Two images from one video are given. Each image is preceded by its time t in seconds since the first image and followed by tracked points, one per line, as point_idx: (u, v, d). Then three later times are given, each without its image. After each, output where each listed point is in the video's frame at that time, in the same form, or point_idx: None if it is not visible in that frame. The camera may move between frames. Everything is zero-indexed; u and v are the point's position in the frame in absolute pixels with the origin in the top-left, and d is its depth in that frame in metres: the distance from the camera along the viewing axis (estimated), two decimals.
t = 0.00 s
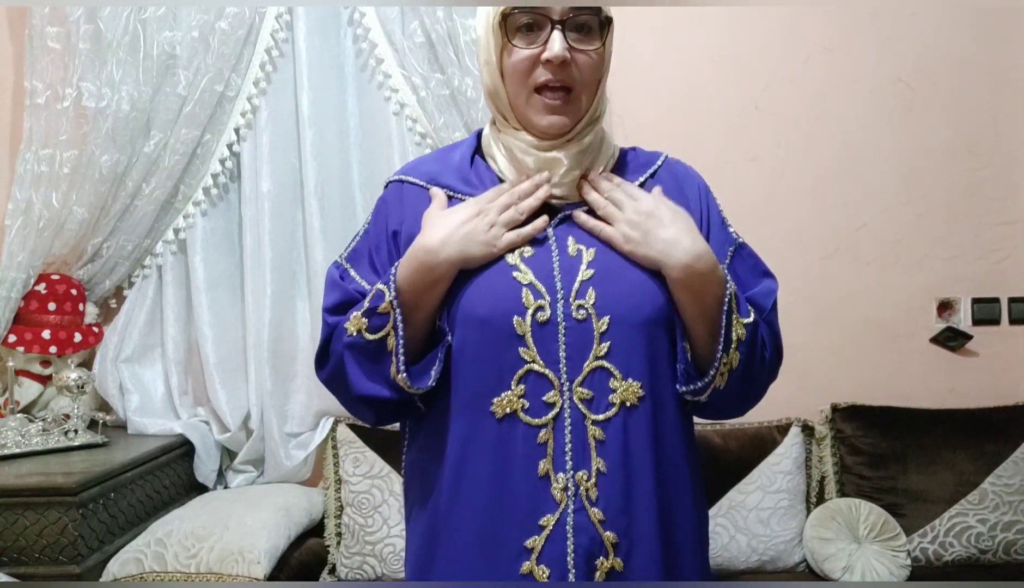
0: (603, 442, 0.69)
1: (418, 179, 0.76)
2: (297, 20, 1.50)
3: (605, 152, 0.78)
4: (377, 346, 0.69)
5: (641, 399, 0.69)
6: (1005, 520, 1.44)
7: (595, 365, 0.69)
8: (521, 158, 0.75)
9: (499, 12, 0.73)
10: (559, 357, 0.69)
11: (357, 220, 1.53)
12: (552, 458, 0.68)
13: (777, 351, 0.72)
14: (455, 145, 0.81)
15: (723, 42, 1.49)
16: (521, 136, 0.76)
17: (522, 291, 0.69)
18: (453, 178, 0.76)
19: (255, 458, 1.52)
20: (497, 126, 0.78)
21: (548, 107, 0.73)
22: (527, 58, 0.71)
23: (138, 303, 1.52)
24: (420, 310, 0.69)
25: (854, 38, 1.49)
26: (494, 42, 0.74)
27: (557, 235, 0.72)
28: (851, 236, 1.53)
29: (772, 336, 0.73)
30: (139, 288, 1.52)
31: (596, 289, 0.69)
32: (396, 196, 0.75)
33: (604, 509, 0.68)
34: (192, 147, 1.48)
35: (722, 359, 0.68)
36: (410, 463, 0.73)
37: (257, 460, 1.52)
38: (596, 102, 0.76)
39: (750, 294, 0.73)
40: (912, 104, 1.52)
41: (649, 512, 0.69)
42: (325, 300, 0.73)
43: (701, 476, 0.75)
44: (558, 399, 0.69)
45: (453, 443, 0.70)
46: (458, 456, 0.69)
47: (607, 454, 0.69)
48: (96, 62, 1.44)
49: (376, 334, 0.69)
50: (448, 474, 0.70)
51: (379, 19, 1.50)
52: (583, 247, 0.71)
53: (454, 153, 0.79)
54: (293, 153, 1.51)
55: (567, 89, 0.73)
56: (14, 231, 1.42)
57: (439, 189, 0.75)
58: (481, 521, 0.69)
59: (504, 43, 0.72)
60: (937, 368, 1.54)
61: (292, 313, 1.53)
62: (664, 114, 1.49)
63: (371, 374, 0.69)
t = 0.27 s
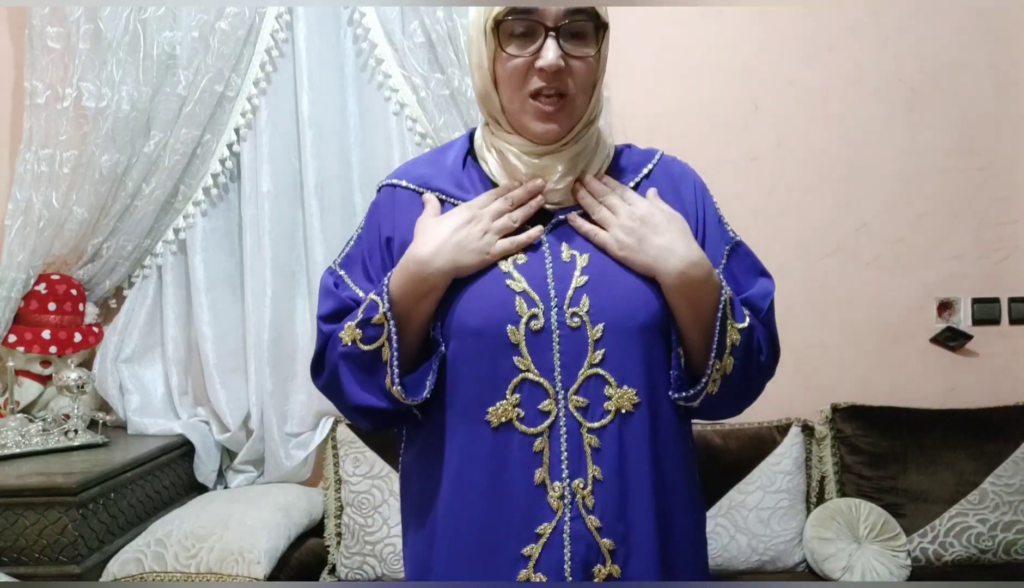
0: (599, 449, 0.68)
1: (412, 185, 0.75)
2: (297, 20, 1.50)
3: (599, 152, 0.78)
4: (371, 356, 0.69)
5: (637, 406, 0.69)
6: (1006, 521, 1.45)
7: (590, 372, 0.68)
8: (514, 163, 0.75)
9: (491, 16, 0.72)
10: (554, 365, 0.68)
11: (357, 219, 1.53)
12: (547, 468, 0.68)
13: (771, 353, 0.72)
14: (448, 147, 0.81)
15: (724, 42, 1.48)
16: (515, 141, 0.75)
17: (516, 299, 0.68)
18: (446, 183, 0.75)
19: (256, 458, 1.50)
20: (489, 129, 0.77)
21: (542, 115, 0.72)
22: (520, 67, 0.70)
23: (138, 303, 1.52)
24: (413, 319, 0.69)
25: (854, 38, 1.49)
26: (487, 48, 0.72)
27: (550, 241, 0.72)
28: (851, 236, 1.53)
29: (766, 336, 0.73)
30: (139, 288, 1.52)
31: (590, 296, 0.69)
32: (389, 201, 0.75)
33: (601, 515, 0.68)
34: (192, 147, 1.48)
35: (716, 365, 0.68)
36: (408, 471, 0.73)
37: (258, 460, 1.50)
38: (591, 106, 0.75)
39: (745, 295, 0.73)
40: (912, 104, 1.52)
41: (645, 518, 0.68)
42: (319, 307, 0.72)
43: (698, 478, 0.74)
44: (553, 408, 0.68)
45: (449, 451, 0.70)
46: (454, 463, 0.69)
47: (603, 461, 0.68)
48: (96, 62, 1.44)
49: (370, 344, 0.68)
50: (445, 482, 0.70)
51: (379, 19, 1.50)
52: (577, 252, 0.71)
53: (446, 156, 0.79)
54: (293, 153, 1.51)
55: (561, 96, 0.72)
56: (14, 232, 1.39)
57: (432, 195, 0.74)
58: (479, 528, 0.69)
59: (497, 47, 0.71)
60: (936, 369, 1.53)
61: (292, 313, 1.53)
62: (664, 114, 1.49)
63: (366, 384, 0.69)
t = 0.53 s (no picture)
0: (599, 451, 0.68)
1: (409, 186, 0.75)
2: (297, 20, 1.50)
3: (596, 151, 0.78)
4: (370, 360, 0.69)
5: (636, 407, 0.68)
6: (1005, 520, 1.44)
7: (589, 374, 0.68)
8: (510, 162, 0.75)
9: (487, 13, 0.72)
10: (553, 366, 0.68)
11: (357, 220, 1.53)
12: (547, 470, 0.68)
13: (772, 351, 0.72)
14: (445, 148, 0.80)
15: (724, 42, 1.49)
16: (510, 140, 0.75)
17: (514, 301, 0.68)
18: (443, 185, 0.75)
19: (255, 459, 1.52)
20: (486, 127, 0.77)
21: (538, 114, 0.72)
22: (516, 65, 0.69)
23: (138, 303, 1.52)
24: (411, 321, 0.68)
25: (854, 38, 1.49)
26: (483, 46, 0.72)
27: (549, 242, 0.72)
28: (851, 237, 1.53)
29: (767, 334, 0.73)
30: (139, 288, 1.52)
31: (589, 297, 0.68)
32: (386, 203, 0.75)
33: (601, 517, 0.68)
34: (192, 147, 1.48)
35: (718, 367, 0.68)
36: (409, 472, 0.73)
37: (257, 461, 1.53)
38: (587, 104, 0.75)
39: (745, 294, 0.73)
40: (912, 104, 1.52)
41: (645, 519, 0.68)
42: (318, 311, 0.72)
43: (698, 478, 0.74)
44: (553, 410, 0.68)
45: (447, 453, 0.70)
46: (453, 465, 0.69)
47: (603, 463, 0.68)
48: (96, 62, 1.44)
49: (367, 348, 0.68)
50: (444, 484, 0.70)
51: (379, 19, 1.50)
52: (575, 253, 0.71)
53: (443, 157, 0.79)
54: (293, 153, 1.52)
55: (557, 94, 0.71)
56: (14, 231, 1.42)
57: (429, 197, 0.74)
58: (479, 531, 0.69)
59: (492, 47, 0.71)
60: (936, 368, 1.54)
61: (292, 312, 1.53)
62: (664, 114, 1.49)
63: (364, 388, 0.69)
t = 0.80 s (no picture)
0: (601, 450, 0.68)
1: (411, 184, 0.74)
2: (297, 19, 1.50)
3: (599, 150, 0.76)
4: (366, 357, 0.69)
5: (639, 407, 0.68)
6: (1005, 521, 1.45)
7: (592, 373, 0.68)
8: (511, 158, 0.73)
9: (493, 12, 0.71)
10: (556, 366, 0.68)
11: (357, 220, 1.53)
12: (549, 468, 0.68)
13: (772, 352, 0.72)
14: (447, 147, 0.80)
15: (724, 41, 1.48)
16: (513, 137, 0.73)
17: (517, 301, 0.68)
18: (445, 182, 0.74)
19: (256, 458, 1.51)
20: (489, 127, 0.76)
21: (542, 111, 0.71)
22: (521, 61, 0.69)
23: (138, 302, 1.52)
24: (406, 319, 0.68)
25: (854, 37, 1.49)
26: (488, 43, 0.71)
27: (552, 241, 0.71)
28: (851, 236, 1.53)
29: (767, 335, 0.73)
30: (139, 288, 1.52)
31: (592, 296, 0.68)
32: (389, 202, 0.74)
33: (603, 517, 0.68)
34: (192, 147, 1.48)
35: (721, 369, 0.68)
36: (410, 471, 0.73)
37: (257, 460, 1.52)
38: (592, 103, 0.74)
39: (746, 296, 0.73)
40: (912, 104, 1.52)
41: (646, 518, 0.68)
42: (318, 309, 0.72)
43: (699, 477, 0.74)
44: (555, 410, 0.68)
45: (449, 452, 0.69)
46: (454, 464, 0.69)
47: (605, 462, 0.68)
48: (96, 62, 1.44)
49: (362, 344, 0.68)
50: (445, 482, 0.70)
51: (379, 19, 1.50)
52: (579, 251, 0.70)
53: (446, 156, 0.78)
54: (293, 153, 1.52)
55: (562, 92, 0.71)
56: (14, 231, 1.42)
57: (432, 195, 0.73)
58: (480, 530, 0.69)
59: (497, 44, 0.70)
60: (937, 368, 1.54)
61: (292, 312, 1.53)
62: (664, 114, 1.49)
63: (361, 386, 0.69)
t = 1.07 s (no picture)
0: (602, 450, 0.67)
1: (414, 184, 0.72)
2: (297, 19, 1.50)
3: (602, 153, 0.75)
4: (371, 343, 0.66)
5: (641, 407, 0.67)
6: (1005, 521, 1.43)
7: (594, 373, 0.67)
8: (513, 160, 0.72)
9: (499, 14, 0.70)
10: (558, 366, 0.67)
11: (357, 220, 1.54)
12: (550, 468, 0.66)
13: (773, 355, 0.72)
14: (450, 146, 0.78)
15: (724, 42, 1.48)
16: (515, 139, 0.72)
17: (521, 300, 0.68)
18: (449, 181, 0.72)
19: (256, 458, 1.52)
20: (492, 128, 0.75)
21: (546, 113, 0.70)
22: (526, 63, 0.68)
23: (138, 303, 1.52)
24: (412, 315, 0.66)
25: (853, 38, 1.50)
26: (493, 45, 0.70)
27: (554, 241, 0.71)
28: (851, 237, 1.53)
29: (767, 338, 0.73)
30: (138, 288, 1.52)
31: (594, 297, 0.68)
32: (391, 201, 0.73)
33: (604, 518, 0.66)
34: (192, 147, 1.48)
35: (721, 372, 0.68)
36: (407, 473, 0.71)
37: (257, 460, 1.53)
38: (596, 105, 0.73)
39: (746, 299, 0.73)
40: (912, 104, 1.52)
41: (648, 520, 0.67)
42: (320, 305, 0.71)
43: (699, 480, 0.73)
44: (558, 409, 0.67)
45: (448, 451, 0.68)
46: (453, 464, 0.68)
47: (606, 463, 0.67)
48: (96, 62, 1.44)
49: (368, 329, 0.66)
50: (444, 483, 0.68)
51: (379, 19, 1.50)
52: (581, 252, 0.70)
53: (448, 156, 0.76)
54: (293, 153, 1.52)
55: (566, 95, 0.70)
56: (14, 231, 1.42)
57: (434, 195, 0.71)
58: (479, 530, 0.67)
59: (503, 45, 0.70)
60: (936, 368, 1.55)
61: (292, 312, 1.53)
62: (664, 114, 1.49)
63: (365, 376, 0.67)
